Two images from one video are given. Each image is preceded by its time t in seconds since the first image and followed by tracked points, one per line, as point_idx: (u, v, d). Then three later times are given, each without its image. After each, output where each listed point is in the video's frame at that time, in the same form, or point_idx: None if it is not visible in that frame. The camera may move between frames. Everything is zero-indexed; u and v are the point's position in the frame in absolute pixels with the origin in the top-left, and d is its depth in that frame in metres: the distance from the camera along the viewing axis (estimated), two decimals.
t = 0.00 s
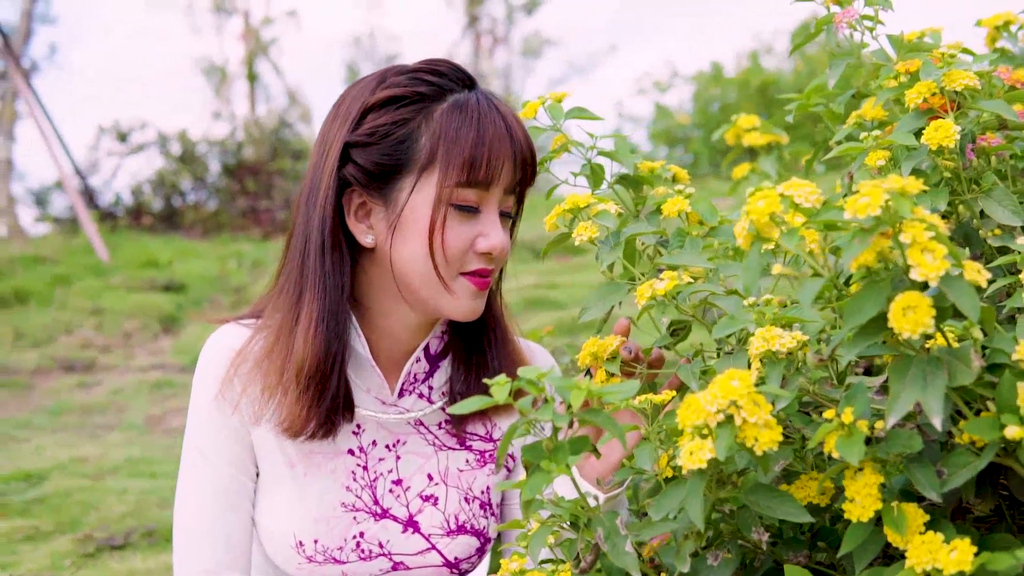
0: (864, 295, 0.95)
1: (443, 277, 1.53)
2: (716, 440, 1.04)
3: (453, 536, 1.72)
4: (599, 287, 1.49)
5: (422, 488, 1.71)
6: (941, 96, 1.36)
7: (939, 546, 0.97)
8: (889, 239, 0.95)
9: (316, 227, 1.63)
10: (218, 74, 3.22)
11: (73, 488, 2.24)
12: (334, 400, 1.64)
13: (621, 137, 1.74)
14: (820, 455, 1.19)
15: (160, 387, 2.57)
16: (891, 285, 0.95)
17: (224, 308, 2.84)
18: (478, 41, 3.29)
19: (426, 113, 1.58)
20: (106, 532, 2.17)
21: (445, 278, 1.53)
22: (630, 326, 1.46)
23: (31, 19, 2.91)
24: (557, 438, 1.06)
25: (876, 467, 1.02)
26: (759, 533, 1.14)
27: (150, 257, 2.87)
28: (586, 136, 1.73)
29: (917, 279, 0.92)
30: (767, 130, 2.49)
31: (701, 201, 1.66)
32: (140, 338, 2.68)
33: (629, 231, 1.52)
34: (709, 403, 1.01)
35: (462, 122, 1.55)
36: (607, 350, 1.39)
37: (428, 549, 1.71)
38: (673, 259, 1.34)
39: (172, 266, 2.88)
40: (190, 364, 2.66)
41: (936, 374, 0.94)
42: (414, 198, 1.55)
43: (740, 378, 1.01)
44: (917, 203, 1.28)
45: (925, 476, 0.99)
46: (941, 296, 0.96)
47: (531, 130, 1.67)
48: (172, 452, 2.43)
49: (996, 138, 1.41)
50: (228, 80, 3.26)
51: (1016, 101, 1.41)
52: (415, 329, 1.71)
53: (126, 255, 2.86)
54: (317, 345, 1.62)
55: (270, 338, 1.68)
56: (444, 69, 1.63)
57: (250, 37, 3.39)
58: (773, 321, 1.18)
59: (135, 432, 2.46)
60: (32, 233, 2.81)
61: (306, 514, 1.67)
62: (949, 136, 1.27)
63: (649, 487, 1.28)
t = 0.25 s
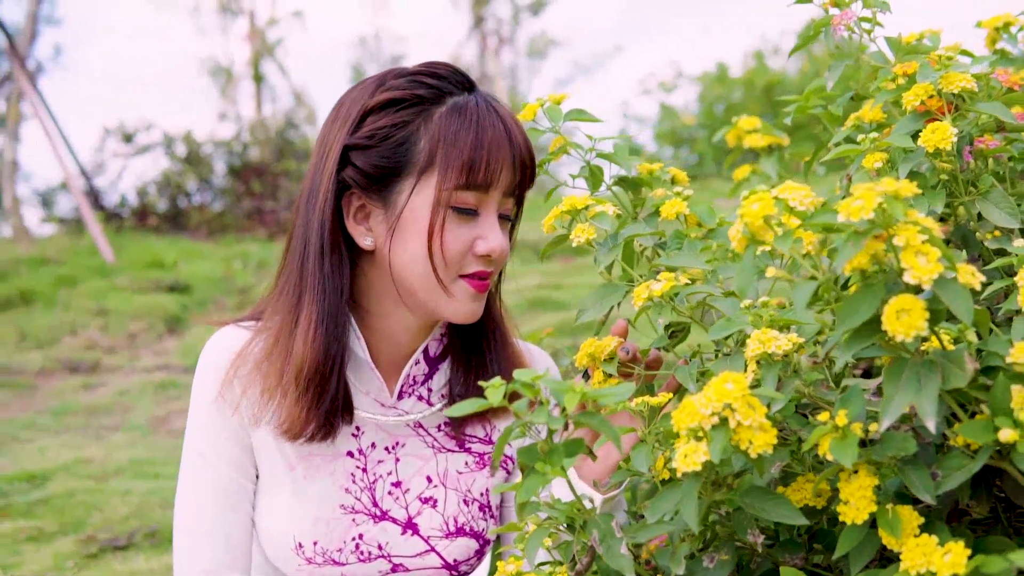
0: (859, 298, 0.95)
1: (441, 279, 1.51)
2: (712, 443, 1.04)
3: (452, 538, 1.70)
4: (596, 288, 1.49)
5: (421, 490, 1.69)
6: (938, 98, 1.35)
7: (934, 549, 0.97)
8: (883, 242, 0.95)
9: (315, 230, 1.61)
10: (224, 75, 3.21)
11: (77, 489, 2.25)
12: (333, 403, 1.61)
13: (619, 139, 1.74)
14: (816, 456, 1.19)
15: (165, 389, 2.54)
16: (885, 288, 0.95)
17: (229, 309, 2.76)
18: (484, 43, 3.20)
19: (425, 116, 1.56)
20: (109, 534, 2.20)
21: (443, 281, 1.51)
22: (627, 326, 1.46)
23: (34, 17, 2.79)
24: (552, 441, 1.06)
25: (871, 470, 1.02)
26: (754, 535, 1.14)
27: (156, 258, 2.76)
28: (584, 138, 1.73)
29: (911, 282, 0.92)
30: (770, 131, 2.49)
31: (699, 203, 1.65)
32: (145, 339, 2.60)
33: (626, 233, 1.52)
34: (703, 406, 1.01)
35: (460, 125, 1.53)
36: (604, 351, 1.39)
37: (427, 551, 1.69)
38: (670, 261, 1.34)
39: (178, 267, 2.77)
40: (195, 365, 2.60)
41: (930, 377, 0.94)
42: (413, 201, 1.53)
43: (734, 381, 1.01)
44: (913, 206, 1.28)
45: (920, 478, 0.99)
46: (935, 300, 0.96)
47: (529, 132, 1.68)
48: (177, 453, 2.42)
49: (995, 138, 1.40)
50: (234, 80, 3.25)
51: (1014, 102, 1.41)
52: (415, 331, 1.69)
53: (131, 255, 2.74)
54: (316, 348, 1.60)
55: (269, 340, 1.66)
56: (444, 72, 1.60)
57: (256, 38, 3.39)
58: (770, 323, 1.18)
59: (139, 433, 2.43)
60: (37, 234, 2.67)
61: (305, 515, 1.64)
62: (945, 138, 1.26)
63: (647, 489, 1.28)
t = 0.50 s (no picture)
0: (848, 301, 0.95)
1: (438, 282, 1.47)
2: (702, 445, 1.05)
3: (450, 540, 1.68)
4: (591, 289, 1.49)
5: (419, 492, 1.67)
6: (933, 100, 1.35)
7: (924, 551, 0.98)
8: (872, 246, 0.95)
9: (313, 233, 1.59)
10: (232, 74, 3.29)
11: (80, 490, 2.24)
12: (331, 406, 1.59)
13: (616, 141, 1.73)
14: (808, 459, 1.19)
15: (170, 389, 2.55)
16: (874, 291, 0.95)
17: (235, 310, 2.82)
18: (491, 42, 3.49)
19: (422, 118, 1.52)
20: (112, 534, 2.18)
21: (441, 284, 1.48)
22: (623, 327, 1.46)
23: (43, 22, 2.93)
24: (543, 443, 1.06)
25: (861, 472, 1.02)
26: (747, 537, 1.14)
27: (164, 260, 2.87)
28: (582, 141, 1.73)
29: (900, 285, 0.92)
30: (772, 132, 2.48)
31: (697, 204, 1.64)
32: (151, 340, 2.65)
33: (621, 235, 1.52)
34: (694, 408, 1.01)
35: (458, 128, 1.49)
36: (599, 351, 1.39)
37: (425, 553, 1.67)
38: (663, 263, 1.35)
39: (185, 268, 2.87)
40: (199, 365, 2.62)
41: (920, 380, 0.94)
42: (410, 204, 1.49)
43: (725, 383, 1.01)
44: (908, 209, 1.28)
45: (910, 481, 0.99)
46: (925, 304, 0.96)
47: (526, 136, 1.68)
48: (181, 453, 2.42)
49: (990, 140, 1.38)
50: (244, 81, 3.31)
51: (1010, 104, 1.40)
52: (413, 333, 1.67)
53: (139, 258, 2.87)
54: (314, 350, 1.58)
55: (268, 343, 1.64)
56: (442, 75, 1.57)
57: (265, 40, 3.44)
58: (762, 325, 1.18)
59: (143, 433, 2.44)
60: (46, 234, 2.87)
61: (302, 517, 1.62)
62: (940, 140, 1.26)
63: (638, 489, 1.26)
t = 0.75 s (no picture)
0: (840, 302, 0.95)
1: (435, 283, 1.47)
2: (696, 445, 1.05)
3: (448, 540, 1.68)
4: (588, 289, 1.49)
5: (417, 493, 1.67)
6: (928, 101, 1.35)
7: (917, 552, 0.98)
8: (864, 247, 0.95)
9: (311, 234, 1.59)
10: (237, 75, 3.55)
11: (83, 490, 2.19)
12: (329, 406, 1.59)
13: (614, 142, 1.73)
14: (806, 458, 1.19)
15: (173, 389, 2.58)
16: (866, 292, 0.95)
17: (237, 310, 2.95)
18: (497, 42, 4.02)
19: (420, 120, 1.52)
20: (115, 535, 2.11)
21: (438, 285, 1.48)
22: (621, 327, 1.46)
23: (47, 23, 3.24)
24: (537, 443, 1.07)
25: (855, 473, 1.02)
26: (741, 536, 1.14)
27: (168, 260, 3.09)
28: (580, 142, 1.73)
29: (892, 286, 0.92)
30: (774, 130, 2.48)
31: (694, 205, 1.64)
32: (154, 340, 2.76)
33: (617, 235, 1.52)
34: (687, 409, 1.02)
35: (455, 129, 1.49)
36: (596, 351, 1.39)
37: (423, 553, 1.67)
38: (658, 263, 1.35)
39: (188, 268, 3.08)
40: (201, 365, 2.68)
41: (912, 381, 0.94)
42: (408, 205, 1.49)
43: (718, 384, 1.01)
44: (903, 210, 1.28)
45: (903, 482, 0.99)
46: (917, 305, 0.97)
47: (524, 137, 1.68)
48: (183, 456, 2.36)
49: (985, 140, 1.40)
50: (250, 83, 3.59)
51: (1005, 104, 1.40)
52: (411, 333, 1.67)
53: (146, 259, 3.10)
54: (312, 351, 1.58)
55: (266, 344, 1.64)
56: (440, 76, 1.57)
57: (273, 44, 3.74)
58: (757, 326, 1.18)
59: (147, 434, 2.42)
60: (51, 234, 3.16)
61: (301, 517, 1.62)
62: (935, 141, 1.26)
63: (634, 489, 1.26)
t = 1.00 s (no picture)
0: (830, 305, 0.95)
1: (432, 286, 1.47)
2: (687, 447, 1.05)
3: (445, 542, 1.68)
4: (583, 290, 1.49)
5: (415, 494, 1.67)
6: (923, 104, 1.34)
7: (907, 553, 0.98)
8: (854, 250, 0.95)
9: (309, 236, 1.60)
10: (246, 76, 3.58)
11: (88, 491, 2.20)
12: (327, 408, 1.60)
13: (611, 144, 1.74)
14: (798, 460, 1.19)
15: (180, 391, 2.59)
16: (856, 294, 0.95)
17: (245, 312, 2.97)
18: (505, 42, 4.04)
19: (417, 123, 1.53)
20: (119, 535, 2.12)
21: (435, 288, 1.48)
22: (617, 329, 1.48)
23: (55, 24, 3.26)
24: (530, 445, 1.07)
25: (845, 474, 1.03)
26: (734, 539, 1.15)
27: (175, 261, 3.11)
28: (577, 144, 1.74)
29: (881, 289, 0.93)
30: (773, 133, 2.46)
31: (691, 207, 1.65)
32: (160, 342, 2.78)
33: (613, 237, 1.53)
34: (678, 411, 1.02)
35: (452, 133, 1.50)
36: (591, 351, 1.40)
37: (421, 554, 1.67)
38: (654, 265, 1.36)
39: (195, 269, 3.10)
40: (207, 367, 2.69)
41: (902, 383, 0.94)
42: (405, 208, 1.50)
43: (710, 387, 1.02)
44: (897, 213, 1.29)
45: (894, 484, 1.00)
46: (908, 308, 0.97)
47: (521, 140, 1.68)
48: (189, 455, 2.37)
49: (981, 143, 1.39)
50: (258, 83, 3.61)
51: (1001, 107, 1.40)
52: (409, 336, 1.68)
53: (153, 260, 3.13)
54: (310, 353, 1.59)
55: (265, 346, 1.65)
56: (437, 79, 1.58)
57: (281, 43, 3.74)
58: (750, 329, 1.18)
59: (152, 435, 2.43)
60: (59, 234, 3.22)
61: (300, 518, 1.62)
62: (928, 143, 1.27)
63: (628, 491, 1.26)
